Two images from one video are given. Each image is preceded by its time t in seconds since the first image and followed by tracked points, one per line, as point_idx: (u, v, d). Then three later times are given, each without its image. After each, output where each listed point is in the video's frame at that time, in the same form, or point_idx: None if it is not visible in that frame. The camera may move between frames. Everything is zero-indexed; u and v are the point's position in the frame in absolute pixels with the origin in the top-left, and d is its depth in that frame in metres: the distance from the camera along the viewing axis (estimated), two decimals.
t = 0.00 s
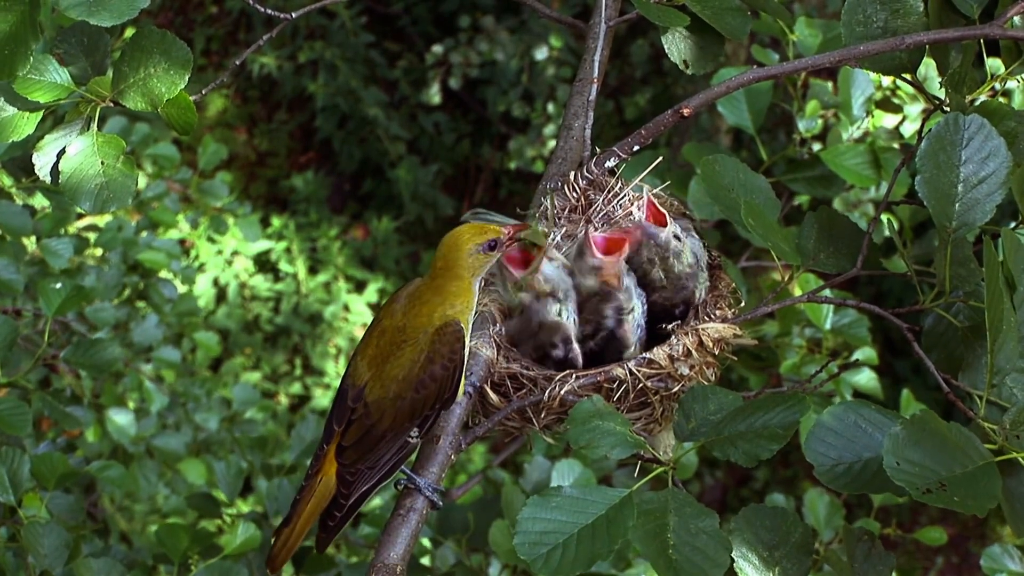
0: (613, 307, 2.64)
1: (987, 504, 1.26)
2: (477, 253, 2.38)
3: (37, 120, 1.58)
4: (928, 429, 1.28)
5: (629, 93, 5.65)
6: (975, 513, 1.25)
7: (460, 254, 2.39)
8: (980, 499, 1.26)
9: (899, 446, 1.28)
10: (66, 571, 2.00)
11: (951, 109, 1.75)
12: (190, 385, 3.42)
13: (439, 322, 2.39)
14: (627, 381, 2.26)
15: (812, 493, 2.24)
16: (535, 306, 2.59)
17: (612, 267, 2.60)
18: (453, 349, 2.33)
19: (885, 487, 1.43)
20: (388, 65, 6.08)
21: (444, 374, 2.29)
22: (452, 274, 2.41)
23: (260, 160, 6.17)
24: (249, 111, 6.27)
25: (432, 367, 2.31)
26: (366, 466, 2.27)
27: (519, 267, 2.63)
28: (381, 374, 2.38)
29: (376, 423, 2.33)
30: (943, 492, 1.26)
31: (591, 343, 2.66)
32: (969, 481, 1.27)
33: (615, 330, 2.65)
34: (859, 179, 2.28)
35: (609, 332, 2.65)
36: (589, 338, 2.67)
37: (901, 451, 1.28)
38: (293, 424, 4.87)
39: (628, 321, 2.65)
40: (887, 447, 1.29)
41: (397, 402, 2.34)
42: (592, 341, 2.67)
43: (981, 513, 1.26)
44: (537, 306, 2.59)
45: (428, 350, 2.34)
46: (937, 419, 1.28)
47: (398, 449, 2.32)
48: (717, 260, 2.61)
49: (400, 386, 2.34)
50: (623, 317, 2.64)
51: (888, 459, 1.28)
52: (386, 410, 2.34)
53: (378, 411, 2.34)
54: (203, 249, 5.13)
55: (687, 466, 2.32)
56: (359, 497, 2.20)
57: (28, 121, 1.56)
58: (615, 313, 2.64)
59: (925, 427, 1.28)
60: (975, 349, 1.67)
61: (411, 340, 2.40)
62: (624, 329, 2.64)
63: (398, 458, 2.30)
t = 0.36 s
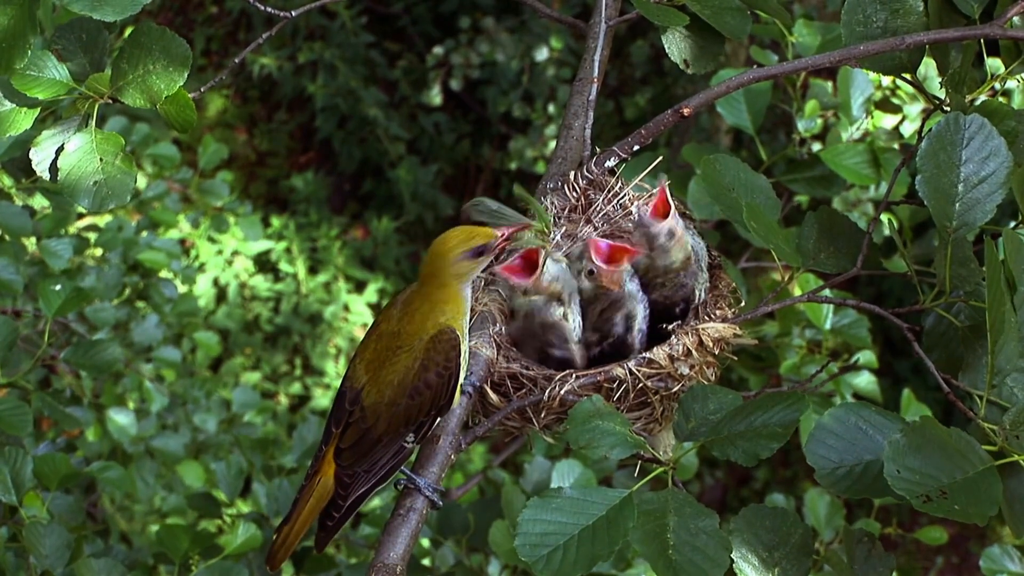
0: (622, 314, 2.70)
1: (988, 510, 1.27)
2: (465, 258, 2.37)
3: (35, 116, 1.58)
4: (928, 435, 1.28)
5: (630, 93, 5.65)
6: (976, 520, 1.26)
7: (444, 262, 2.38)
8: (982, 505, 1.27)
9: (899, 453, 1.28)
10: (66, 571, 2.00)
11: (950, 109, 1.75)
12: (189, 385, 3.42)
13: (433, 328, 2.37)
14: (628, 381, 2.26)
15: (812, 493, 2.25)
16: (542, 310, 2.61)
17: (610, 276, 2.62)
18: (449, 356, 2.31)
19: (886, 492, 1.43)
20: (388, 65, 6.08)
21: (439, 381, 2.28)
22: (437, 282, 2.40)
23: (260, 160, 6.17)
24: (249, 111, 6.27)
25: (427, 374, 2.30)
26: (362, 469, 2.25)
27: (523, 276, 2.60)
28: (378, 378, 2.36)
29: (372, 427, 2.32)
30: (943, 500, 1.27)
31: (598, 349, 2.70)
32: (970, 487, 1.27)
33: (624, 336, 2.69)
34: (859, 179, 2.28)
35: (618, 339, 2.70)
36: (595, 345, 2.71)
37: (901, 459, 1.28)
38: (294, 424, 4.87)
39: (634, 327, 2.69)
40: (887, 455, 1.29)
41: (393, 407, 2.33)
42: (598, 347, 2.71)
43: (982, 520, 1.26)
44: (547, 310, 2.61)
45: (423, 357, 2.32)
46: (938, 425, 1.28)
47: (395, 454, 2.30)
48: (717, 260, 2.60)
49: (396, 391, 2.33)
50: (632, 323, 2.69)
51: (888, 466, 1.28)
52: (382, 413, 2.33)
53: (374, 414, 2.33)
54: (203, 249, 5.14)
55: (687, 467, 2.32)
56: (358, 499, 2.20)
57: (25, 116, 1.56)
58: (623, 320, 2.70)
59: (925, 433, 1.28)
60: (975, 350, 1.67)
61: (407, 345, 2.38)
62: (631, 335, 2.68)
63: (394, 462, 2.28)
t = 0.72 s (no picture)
0: (615, 317, 2.67)
1: (987, 503, 1.26)
2: (434, 280, 2.22)
3: (35, 117, 1.58)
4: (927, 429, 1.28)
5: (629, 93, 5.65)
6: (974, 513, 1.25)
7: (415, 282, 2.24)
8: (981, 500, 1.26)
9: (898, 445, 1.28)
10: (66, 571, 2.00)
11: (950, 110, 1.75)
12: (189, 385, 3.42)
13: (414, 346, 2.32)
14: (627, 381, 2.26)
15: (811, 494, 2.24)
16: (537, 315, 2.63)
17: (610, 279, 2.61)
18: (434, 365, 2.28)
19: (885, 486, 1.43)
20: (388, 65, 6.07)
21: (424, 391, 2.27)
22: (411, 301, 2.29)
23: (261, 160, 6.17)
24: (249, 111, 6.27)
25: (413, 383, 2.29)
26: (361, 467, 2.27)
27: (495, 282, 2.61)
28: (371, 382, 2.36)
29: (367, 429, 2.32)
30: (942, 492, 1.26)
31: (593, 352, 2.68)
32: (968, 482, 1.27)
33: (616, 339, 2.66)
34: (859, 180, 2.27)
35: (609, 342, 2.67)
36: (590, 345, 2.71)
37: (900, 451, 1.28)
38: (293, 424, 4.87)
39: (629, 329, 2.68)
40: (886, 447, 1.29)
41: (383, 413, 2.32)
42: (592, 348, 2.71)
43: (980, 513, 1.26)
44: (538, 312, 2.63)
45: (410, 364, 2.31)
46: (937, 419, 1.29)
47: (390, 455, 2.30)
48: (718, 260, 2.60)
49: (386, 398, 2.32)
50: (625, 326, 2.67)
51: (887, 458, 1.28)
52: (375, 418, 2.33)
53: (368, 417, 2.33)
54: (203, 249, 5.15)
55: (686, 467, 2.32)
56: (360, 494, 2.22)
57: (25, 117, 1.56)
58: (616, 323, 2.67)
59: (924, 428, 1.28)
60: (975, 349, 1.68)
61: (393, 356, 2.35)
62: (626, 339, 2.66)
63: (391, 462, 2.28)
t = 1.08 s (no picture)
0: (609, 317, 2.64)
1: (986, 502, 1.25)
2: (448, 257, 2.27)
3: (36, 120, 1.58)
4: (927, 429, 1.28)
5: (629, 93, 5.65)
6: (974, 511, 1.25)
7: (426, 270, 2.27)
8: (979, 497, 1.25)
9: (898, 444, 1.28)
10: (67, 571, 2.00)
11: (950, 109, 1.75)
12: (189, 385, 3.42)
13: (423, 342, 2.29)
14: (627, 381, 2.27)
15: (811, 493, 2.24)
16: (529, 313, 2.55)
17: (614, 275, 2.60)
18: (442, 368, 2.25)
19: (884, 486, 1.43)
20: (388, 65, 6.07)
21: (434, 394, 2.24)
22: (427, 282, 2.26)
23: (260, 160, 6.18)
24: (249, 111, 6.27)
25: (422, 387, 2.25)
26: (369, 478, 2.21)
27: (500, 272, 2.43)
28: (374, 392, 2.31)
29: (374, 439, 2.27)
30: (942, 491, 1.26)
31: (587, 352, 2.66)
32: (967, 480, 1.27)
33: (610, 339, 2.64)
34: (859, 180, 2.28)
35: (603, 340, 2.65)
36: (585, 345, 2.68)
37: (900, 450, 1.27)
38: (293, 424, 4.88)
39: (623, 329, 2.64)
40: (886, 446, 1.28)
41: (392, 421, 2.28)
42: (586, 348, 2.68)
43: (980, 511, 1.25)
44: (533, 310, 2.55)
45: (417, 370, 2.27)
46: (937, 418, 1.29)
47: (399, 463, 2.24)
48: (717, 259, 2.60)
49: (394, 405, 2.28)
50: (618, 326, 2.64)
51: (887, 458, 1.28)
52: (382, 427, 2.28)
53: (375, 427, 2.28)
54: (203, 250, 5.16)
55: (686, 467, 2.32)
56: (369, 507, 2.17)
57: (26, 121, 1.56)
58: (610, 322, 2.64)
59: (924, 427, 1.28)
60: (975, 349, 1.68)
61: (398, 360, 2.31)
62: (619, 339, 2.63)
63: (399, 471, 2.21)
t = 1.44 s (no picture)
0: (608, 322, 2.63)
1: (984, 505, 1.26)
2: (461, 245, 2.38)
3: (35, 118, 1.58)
4: (925, 432, 1.28)
5: (629, 93, 5.65)
6: (970, 515, 1.26)
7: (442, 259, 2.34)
8: (977, 500, 1.26)
9: (896, 448, 1.28)
10: (67, 571, 2.00)
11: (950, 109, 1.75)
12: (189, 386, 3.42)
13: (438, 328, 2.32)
14: (627, 381, 2.26)
15: (811, 494, 2.24)
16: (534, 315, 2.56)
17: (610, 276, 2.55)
18: (452, 359, 2.26)
19: (883, 489, 1.42)
20: (388, 65, 6.07)
21: (443, 386, 2.24)
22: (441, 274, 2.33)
23: (260, 160, 6.18)
24: (248, 111, 6.27)
25: (431, 379, 2.25)
26: (370, 476, 2.22)
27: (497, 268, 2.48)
28: (380, 387, 2.31)
29: (379, 434, 2.27)
30: (940, 494, 1.26)
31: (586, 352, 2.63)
32: (965, 483, 1.27)
33: (609, 343, 2.62)
34: (859, 180, 2.28)
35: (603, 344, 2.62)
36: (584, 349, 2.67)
37: (898, 453, 1.28)
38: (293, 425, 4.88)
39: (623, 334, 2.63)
40: (884, 449, 1.29)
41: (400, 413, 2.28)
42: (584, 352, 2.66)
43: (978, 515, 1.26)
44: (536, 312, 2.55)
45: (427, 362, 2.27)
46: (936, 421, 1.28)
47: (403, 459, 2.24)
48: (717, 259, 2.60)
49: (402, 398, 2.28)
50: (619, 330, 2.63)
51: (885, 460, 1.28)
52: (386, 423, 2.28)
53: (380, 422, 2.28)
54: (203, 250, 5.17)
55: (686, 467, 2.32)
56: (367, 505, 2.17)
57: (25, 118, 1.56)
58: (610, 327, 2.63)
59: (923, 429, 1.28)
60: (975, 349, 1.68)
61: (410, 350, 2.31)
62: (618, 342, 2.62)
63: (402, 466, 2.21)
